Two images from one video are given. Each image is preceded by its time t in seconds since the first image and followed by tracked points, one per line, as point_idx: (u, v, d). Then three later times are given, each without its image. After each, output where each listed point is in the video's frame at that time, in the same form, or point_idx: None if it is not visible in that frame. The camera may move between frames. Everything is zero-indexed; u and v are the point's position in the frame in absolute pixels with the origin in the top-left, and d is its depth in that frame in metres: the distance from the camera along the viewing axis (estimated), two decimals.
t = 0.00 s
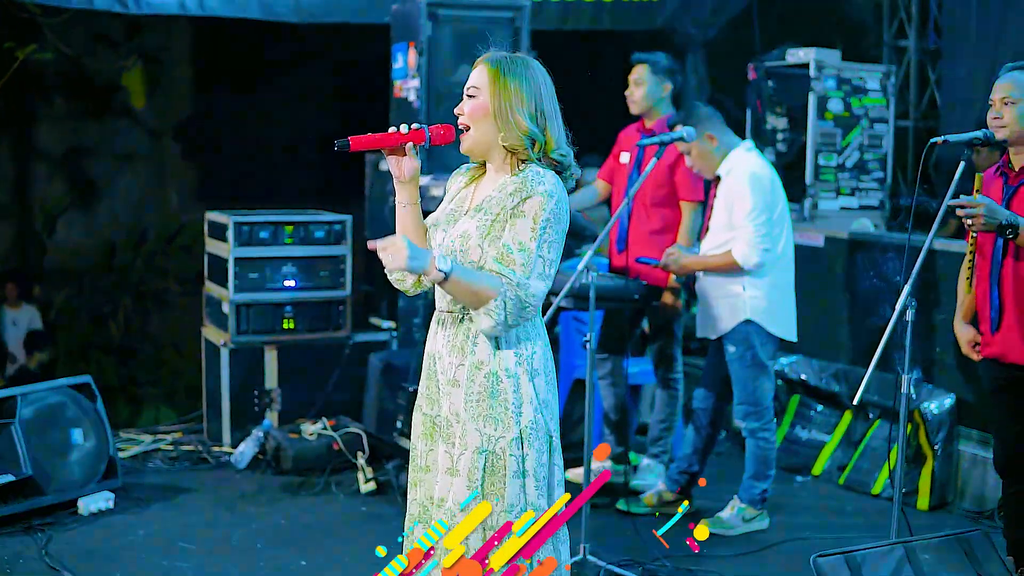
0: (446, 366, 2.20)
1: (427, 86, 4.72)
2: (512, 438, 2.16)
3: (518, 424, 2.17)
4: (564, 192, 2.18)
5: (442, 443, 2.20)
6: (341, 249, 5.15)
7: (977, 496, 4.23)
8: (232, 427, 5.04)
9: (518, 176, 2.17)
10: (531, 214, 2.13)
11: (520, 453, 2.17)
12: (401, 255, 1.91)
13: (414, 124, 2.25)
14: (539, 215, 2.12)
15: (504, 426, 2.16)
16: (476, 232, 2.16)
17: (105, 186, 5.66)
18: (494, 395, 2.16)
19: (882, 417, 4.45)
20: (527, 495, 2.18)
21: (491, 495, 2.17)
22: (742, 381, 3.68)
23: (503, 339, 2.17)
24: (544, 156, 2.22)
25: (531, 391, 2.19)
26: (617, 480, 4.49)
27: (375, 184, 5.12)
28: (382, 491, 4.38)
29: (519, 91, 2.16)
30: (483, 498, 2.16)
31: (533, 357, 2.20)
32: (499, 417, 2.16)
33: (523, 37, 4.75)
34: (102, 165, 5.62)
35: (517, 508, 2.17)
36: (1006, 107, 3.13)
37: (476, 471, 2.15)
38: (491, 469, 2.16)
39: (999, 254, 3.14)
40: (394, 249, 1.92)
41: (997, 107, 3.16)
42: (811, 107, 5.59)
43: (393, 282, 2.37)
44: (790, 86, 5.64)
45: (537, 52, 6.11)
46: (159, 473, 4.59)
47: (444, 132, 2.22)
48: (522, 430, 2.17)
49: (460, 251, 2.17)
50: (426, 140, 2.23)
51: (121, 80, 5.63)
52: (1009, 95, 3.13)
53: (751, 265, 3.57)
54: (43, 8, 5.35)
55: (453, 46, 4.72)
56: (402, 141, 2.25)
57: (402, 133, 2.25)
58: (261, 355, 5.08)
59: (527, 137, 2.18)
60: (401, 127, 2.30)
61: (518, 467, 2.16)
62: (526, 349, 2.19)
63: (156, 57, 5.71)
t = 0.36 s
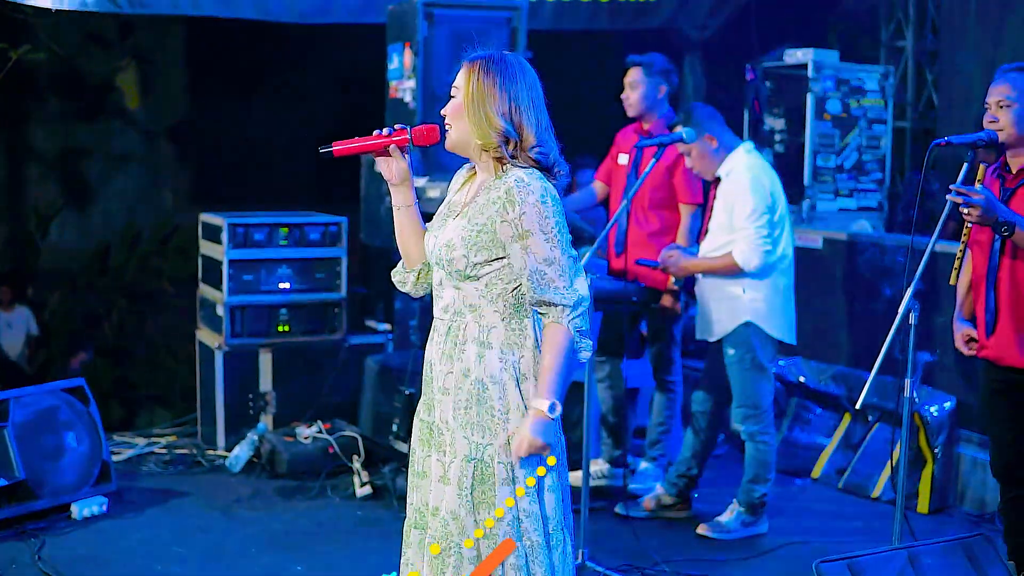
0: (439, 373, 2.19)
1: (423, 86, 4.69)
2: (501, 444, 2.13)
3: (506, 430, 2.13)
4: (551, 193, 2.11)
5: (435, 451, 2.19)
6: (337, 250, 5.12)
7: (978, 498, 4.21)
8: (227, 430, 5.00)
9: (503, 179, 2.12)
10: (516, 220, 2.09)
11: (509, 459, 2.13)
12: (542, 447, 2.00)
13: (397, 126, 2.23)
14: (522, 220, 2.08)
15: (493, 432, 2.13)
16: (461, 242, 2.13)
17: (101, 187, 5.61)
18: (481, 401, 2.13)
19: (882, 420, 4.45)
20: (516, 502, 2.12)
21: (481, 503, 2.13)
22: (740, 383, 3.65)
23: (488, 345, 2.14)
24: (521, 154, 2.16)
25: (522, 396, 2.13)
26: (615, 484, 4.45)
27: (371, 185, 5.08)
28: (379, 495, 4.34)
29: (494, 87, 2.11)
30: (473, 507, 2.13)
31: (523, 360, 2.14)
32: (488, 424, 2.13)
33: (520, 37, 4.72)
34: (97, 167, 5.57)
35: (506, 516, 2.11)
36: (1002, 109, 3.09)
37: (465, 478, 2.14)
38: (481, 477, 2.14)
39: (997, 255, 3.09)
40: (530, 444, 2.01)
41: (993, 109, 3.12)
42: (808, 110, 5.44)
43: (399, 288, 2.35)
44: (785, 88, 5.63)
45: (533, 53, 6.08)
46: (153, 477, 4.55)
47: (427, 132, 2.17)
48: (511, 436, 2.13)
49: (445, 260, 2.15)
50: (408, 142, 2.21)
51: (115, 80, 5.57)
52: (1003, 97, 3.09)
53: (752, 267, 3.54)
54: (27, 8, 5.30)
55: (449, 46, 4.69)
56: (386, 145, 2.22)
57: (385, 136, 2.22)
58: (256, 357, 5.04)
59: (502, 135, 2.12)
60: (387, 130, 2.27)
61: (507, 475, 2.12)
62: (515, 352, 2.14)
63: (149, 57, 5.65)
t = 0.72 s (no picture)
0: (450, 375, 2.17)
1: (433, 86, 4.66)
2: (513, 447, 2.10)
3: (519, 432, 2.10)
4: (558, 192, 2.07)
5: (448, 453, 2.17)
6: (348, 252, 5.10)
7: (993, 500, 4.16)
8: (236, 432, 4.98)
9: (507, 178, 2.09)
10: (520, 220, 2.06)
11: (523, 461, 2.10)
12: (572, 453, 2.09)
13: (403, 110, 2.20)
14: (527, 219, 2.05)
15: (506, 434, 2.10)
16: (468, 242, 2.10)
17: (109, 186, 5.60)
18: (493, 403, 2.11)
19: (897, 421, 4.41)
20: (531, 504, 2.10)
21: (492, 507, 2.11)
22: (753, 383, 3.61)
23: (498, 346, 2.10)
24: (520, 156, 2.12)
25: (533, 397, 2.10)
26: (625, 486, 4.40)
27: (380, 186, 5.05)
28: (388, 498, 4.31)
29: (505, 84, 2.08)
30: (488, 509, 2.11)
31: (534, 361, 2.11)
32: (500, 426, 2.11)
33: (531, 36, 4.69)
34: (104, 168, 5.57)
35: (515, 520, 2.10)
36: (1012, 107, 3.04)
37: (479, 481, 2.11)
38: (494, 479, 2.11)
39: (1010, 258, 3.05)
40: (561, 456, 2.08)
41: (1004, 107, 3.07)
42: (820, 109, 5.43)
43: (401, 277, 2.34)
44: (795, 87, 5.59)
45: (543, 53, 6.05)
46: (161, 480, 4.53)
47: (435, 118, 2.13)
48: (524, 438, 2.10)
49: (453, 260, 2.12)
50: (415, 128, 2.18)
51: (123, 81, 5.57)
52: (1015, 95, 3.04)
53: (765, 268, 3.49)
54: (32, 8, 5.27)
55: (460, 45, 4.66)
56: (391, 127, 2.20)
57: (391, 117, 2.19)
58: (265, 359, 5.02)
59: (500, 132, 2.09)
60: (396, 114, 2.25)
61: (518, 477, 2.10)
62: (524, 353, 2.11)
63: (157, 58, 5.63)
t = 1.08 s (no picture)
0: (465, 383, 2.12)
1: (452, 86, 4.63)
2: (532, 455, 2.07)
3: (538, 440, 2.07)
4: (581, 197, 2.05)
5: (462, 462, 2.12)
6: (365, 252, 5.07)
7: (1017, 504, 4.10)
8: (253, 433, 4.98)
9: (532, 184, 2.06)
10: (547, 228, 2.02)
11: (541, 470, 2.07)
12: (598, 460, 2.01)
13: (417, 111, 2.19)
14: (555, 227, 2.01)
15: (524, 443, 2.07)
16: (489, 248, 2.06)
17: (131, 187, 5.60)
18: (512, 411, 2.07)
19: (920, 424, 4.33)
20: (550, 513, 2.07)
21: (512, 515, 2.07)
22: (773, 387, 3.57)
23: (518, 352, 2.07)
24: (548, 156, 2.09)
25: (552, 406, 2.07)
26: (644, 489, 4.36)
27: (398, 186, 5.03)
28: (406, 500, 4.29)
29: (529, 84, 2.05)
30: (504, 518, 2.07)
31: (553, 368, 2.08)
32: (518, 434, 2.07)
33: (550, 36, 4.67)
34: (128, 169, 5.57)
35: (537, 528, 2.06)
36: None
37: (496, 491, 2.07)
38: (511, 488, 2.07)
39: None
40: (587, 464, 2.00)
41: None
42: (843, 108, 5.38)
43: (411, 283, 2.33)
44: (820, 85, 5.49)
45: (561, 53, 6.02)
46: (178, 481, 4.52)
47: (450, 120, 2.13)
48: (543, 447, 2.07)
49: (472, 266, 2.08)
50: (427, 129, 2.18)
51: (144, 82, 5.55)
52: None
53: (785, 270, 3.45)
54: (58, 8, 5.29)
55: (478, 44, 4.63)
56: (404, 127, 2.19)
57: (404, 119, 2.18)
58: (283, 360, 5.02)
59: (531, 136, 2.06)
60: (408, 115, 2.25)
61: (538, 485, 2.07)
62: (544, 360, 2.07)
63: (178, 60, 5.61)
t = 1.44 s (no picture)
0: (475, 389, 2.12)
1: (476, 88, 4.62)
2: (540, 463, 2.05)
3: (546, 449, 2.05)
4: (590, 200, 2.02)
5: (471, 470, 2.11)
6: (389, 255, 5.07)
7: None
8: (276, 436, 4.98)
9: (541, 187, 2.04)
10: (555, 233, 2.00)
11: (549, 480, 2.05)
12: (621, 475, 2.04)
13: (428, 118, 2.18)
14: (563, 232, 1.99)
15: (532, 451, 2.05)
16: (497, 253, 2.05)
17: (161, 189, 5.63)
18: (519, 419, 2.05)
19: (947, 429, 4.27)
20: (558, 524, 2.05)
21: (519, 524, 2.06)
22: (796, 392, 3.52)
23: (525, 358, 2.06)
24: (558, 155, 2.07)
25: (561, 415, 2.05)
26: (667, 493, 4.33)
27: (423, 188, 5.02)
28: (428, 504, 4.27)
29: (530, 86, 2.02)
30: (512, 528, 2.06)
31: (562, 376, 2.06)
32: (526, 443, 2.05)
33: (576, 36, 4.65)
34: (158, 169, 5.60)
35: (545, 538, 2.05)
36: None
37: (503, 499, 2.06)
38: (519, 496, 2.06)
39: None
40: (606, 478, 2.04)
41: None
42: (870, 109, 5.30)
43: (431, 292, 2.31)
44: (849, 86, 5.40)
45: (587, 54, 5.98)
46: (200, 483, 4.54)
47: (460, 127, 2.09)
48: (551, 456, 2.05)
49: (481, 271, 2.08)
50: (438, 137, 2.16)
51: (174, 84, 5.60)
52: None
53: (808, 273, 3.41)
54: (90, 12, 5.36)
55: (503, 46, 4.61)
56: (415, 135, 2.18)
57: (415, 126, 2.17)
58: (305, 362, 5.01)
59: (536, 135, 2.04)
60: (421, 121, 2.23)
61: (546, 494, 2.05)
62: (553, 368, 2.06)
63: (206, 62, 5.64)
